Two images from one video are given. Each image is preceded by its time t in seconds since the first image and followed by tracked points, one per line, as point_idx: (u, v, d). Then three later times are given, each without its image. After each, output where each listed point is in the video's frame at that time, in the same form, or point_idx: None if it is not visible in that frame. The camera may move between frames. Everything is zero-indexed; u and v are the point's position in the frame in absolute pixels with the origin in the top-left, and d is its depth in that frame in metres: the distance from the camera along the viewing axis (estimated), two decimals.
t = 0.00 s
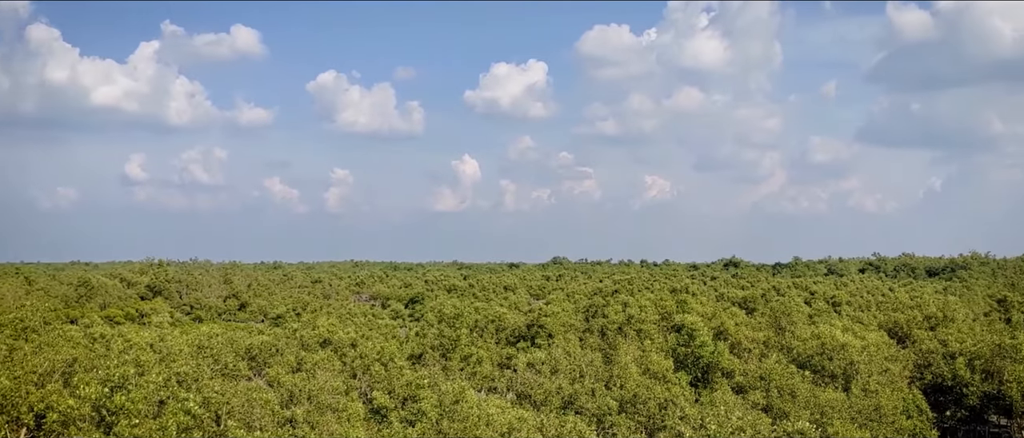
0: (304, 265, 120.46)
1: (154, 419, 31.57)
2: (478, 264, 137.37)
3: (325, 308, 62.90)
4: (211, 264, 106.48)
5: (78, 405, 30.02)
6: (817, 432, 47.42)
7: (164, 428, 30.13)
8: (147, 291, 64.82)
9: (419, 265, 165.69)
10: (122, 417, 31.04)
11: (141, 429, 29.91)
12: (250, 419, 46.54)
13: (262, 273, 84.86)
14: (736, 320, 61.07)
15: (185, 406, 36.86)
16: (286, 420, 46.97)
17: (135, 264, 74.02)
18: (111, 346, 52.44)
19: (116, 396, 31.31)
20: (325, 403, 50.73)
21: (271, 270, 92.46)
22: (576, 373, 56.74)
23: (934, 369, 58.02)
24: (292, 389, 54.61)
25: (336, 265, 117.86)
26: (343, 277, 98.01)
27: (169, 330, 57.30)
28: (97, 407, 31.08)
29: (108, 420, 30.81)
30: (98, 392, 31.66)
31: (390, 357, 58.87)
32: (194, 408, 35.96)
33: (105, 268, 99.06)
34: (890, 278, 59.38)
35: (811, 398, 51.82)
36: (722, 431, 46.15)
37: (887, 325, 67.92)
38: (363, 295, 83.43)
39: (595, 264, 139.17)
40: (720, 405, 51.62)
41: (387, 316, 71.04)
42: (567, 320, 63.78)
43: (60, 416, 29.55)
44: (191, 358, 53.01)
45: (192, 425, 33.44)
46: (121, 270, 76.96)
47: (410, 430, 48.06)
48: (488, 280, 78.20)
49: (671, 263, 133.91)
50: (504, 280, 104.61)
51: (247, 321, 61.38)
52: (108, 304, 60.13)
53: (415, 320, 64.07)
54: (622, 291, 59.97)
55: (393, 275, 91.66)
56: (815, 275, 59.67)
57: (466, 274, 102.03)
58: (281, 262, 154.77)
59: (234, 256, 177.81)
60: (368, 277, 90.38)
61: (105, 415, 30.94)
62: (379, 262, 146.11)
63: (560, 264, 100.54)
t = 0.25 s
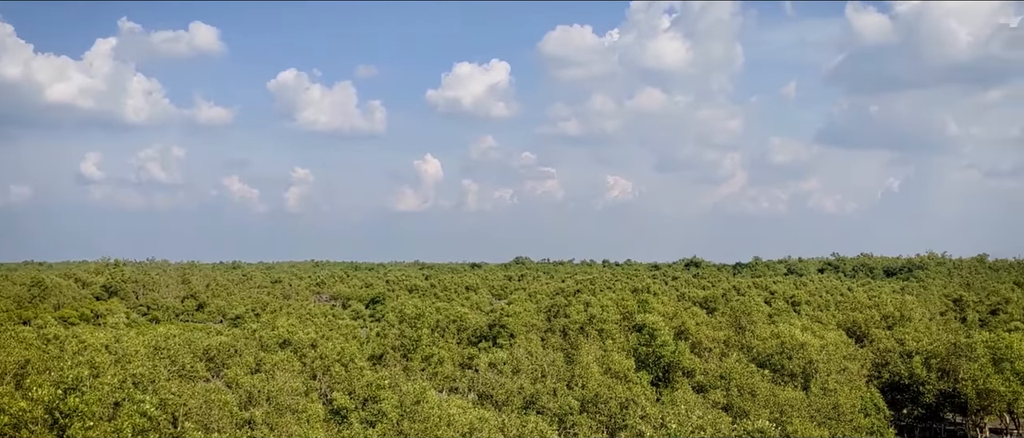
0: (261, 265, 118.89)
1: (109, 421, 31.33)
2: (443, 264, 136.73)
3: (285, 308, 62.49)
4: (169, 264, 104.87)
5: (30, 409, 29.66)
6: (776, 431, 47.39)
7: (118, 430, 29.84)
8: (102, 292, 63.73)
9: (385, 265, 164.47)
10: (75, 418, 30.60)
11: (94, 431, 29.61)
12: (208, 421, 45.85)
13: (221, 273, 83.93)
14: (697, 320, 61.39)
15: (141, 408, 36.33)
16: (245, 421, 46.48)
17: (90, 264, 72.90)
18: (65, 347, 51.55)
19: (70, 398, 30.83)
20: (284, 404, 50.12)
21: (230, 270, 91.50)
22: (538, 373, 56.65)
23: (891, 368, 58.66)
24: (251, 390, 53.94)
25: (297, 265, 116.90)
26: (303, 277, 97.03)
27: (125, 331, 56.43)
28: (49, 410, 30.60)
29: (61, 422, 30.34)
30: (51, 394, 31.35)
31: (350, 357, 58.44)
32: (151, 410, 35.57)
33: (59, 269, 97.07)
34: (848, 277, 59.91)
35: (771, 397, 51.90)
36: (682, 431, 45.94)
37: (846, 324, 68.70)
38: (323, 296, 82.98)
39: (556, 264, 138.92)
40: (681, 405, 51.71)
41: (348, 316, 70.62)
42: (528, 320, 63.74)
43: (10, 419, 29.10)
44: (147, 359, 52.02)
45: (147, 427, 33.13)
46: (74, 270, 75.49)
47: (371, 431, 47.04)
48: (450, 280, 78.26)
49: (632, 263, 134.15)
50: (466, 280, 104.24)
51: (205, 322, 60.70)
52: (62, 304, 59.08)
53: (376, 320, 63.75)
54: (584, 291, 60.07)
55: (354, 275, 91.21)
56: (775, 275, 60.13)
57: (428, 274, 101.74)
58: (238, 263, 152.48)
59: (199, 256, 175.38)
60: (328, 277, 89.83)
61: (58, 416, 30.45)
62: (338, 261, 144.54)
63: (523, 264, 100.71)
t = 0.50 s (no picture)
0: (218, 264, 117.26)
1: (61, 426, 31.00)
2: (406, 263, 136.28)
3: (245, 308, 61.96)
4: (126, 264, 103.18)
5: None
6: (737, 430, 47.57)
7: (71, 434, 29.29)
8: (57, 292, 62.53)
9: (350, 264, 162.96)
10: (27, 422, 29.90)
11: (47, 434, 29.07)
12: (165, 422, 45.02)
13: (179, 273, 82.90)
14: (658, 319, 61.64)
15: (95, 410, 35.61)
16: (204, 423, 45.44)
17: (44, 264, 71.62)
18: (17, 349, 50.57)
19: (20, 401, 30.03)
20: (244, 405, 49.48)
21: (189, 270, 90.40)
22: (500, 373, 56.52)
23: (850, 366, 59.33)
24: (209, 391, 53.25)
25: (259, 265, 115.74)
26: (264, 277, 96.08)
27: (80, 332, 55.49)
28: None
29: (12, 426, 29.49)
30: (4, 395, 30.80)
31: (311, 358, 57.96)
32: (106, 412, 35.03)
33: (11, 269, 94.89)
34: (808, 277, 60.48)
35: (731, 396, 52.13)
36: (643, 430, 45.98)
37: (806, 323, 69.47)
38: (283, 296, 82.43)
39: (520, 264, 138.67)
40: (643, 404, 51.79)
41: (309, 316, 70.13)
42: (490, 320, 63.58)
43: None
44: (104, 361, 51.09)
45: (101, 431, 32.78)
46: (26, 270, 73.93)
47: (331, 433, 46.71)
48: (411, 280, 78.30)
49: (595, 263, 134.42)
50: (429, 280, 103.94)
51: (163, 323, 59.97)
52: (15, 305, 57.87)
53: (336, 320, 63.34)
54: (546, 291, 59.99)
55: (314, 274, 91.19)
56: (735, 275, 60.51)
57: (390, 274, 101.53)
58: (197, 263, 150.16)
59: (162, 256, 172.81)
60: (288, 277, 89.23)
61: (10, 419, 29.62)
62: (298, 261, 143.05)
63: (486, 263, 100.79)
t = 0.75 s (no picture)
0: (176, 264, 115.65)
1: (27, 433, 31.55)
2: (369, 264, 135.77)
3: (204, 309, 61.47)
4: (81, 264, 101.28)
5: None
6: (698, 428, 47.91)
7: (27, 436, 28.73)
8: (9, 292, 61.25)
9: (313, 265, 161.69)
10: None
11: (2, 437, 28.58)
12: (123, 423, 43.27)
13: (136, 273, 81.77)
14: (620, 319, 61.99)
15: (49, 412, 34.94)
16: (162, 424, 43.92)
17: None
18: None
19: None
20: (205, 407, 48.78)
21: (146, 269, 89.21)
22: (463, 373, 56.49)
23: (809, 365, 59.93)
24: (168, 392, 52.51)
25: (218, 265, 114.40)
26: (224, 277, 95.16)
27: (34, 333, 54.44)
28: None
29: None
30: None
31: (273, 358, 57.49)
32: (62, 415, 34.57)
33: None
34: (768, 277, 61.23)
35: (693, 395, 52.45)
36: (606, 429, 45.94)
37: (765, 323, 70.43)
38: (243, 296, 81.90)
39: (485, 264, 138.46)
40: (605, 403, 52.06)
41: (270, 316, 69.96)
42: (453, 319, 63.59)
43: None
44: (60, 361, 50.01)
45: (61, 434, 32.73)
46: None
47: (293, 433, 46.25)
48: (374, 280, 78.46)
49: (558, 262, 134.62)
50: (391, 280, 103.86)
51: (121, 324, 59.31)
52: None
53: (298, 320, 63.08)
54: (509, 291, 60.12)
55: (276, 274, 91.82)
56: (697, 275, 61.21)
57: (352, 274, 101.34)
58: (156, 264, 147.81)
59: (124, 256, 170.03)
60: (248, 277, 88.61)
61: None
62: (259, 262, 141.39)
63: (450, 263, 101.23)
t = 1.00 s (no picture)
0: (135, 264, 113.83)
1: None
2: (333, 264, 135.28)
3: (165, 309, 60.96)
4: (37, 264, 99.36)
5: None
6: (660, 427, 48.03)
7: None
8: None
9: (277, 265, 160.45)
10: None
11: None
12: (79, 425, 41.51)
13: (93, 273, 80.56)
14: (584, 318, 62.13)
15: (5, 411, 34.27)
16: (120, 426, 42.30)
17: None
18: None
19: None
20: (165, 409, 47.22)
21: (104, 269, 88.00)
22: (426, 373, 56.31)
23: (770, 364, 60.45)
24: (127, 394, 51.68)
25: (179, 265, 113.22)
26: (185, 277, 94.01)
27: None
28: None
29: None
30: None
31: (234, 359, 56.86)
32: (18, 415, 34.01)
33: None
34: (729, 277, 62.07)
35: (655, 393, 52.63)
36: (569, 429, 45.85)
37: (727, 323, 71.31)
38: (204, 296, 81.36)
39: (449, 264, 138.25)
40: (568, 403, 52.17)
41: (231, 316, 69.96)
42: (417, 319, 63.54)
43: None
44: (16, 361, 49.00)
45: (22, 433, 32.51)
46: None
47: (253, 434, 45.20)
48: (337, 280, 78.68)
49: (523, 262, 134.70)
50: (353, 280, 103.88)
51: (79, 324, 58.61)
52: None
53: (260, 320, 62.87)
54: (473, 291, 60.03)
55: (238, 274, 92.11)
56: (660, 275, 61.88)
57: (314, 274, 101.11)
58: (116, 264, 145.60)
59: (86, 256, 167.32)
60: (209, 277, 87.90)
61: None
62: (220, 262, 139.46)
63: (415, 263, 101.71)
